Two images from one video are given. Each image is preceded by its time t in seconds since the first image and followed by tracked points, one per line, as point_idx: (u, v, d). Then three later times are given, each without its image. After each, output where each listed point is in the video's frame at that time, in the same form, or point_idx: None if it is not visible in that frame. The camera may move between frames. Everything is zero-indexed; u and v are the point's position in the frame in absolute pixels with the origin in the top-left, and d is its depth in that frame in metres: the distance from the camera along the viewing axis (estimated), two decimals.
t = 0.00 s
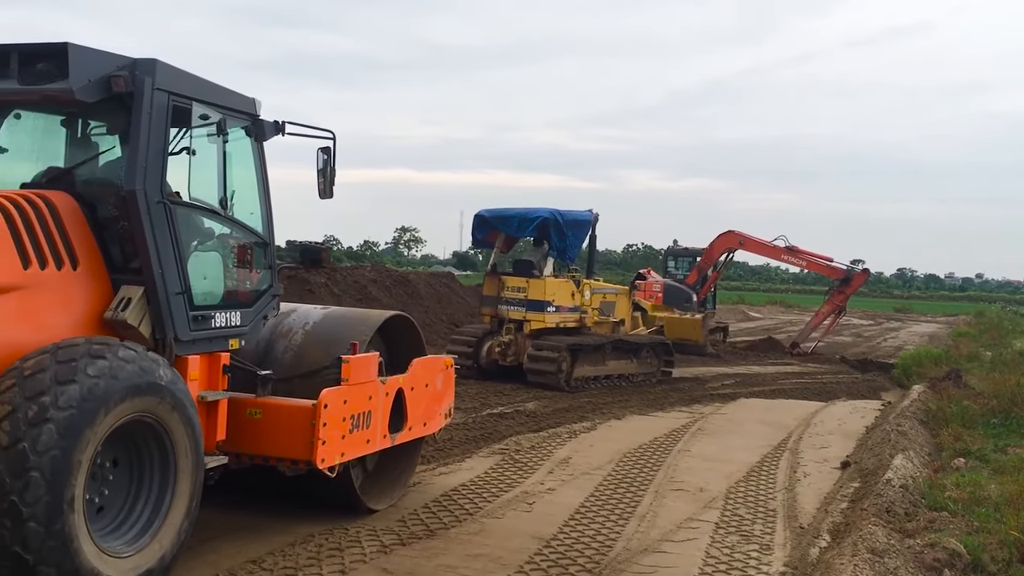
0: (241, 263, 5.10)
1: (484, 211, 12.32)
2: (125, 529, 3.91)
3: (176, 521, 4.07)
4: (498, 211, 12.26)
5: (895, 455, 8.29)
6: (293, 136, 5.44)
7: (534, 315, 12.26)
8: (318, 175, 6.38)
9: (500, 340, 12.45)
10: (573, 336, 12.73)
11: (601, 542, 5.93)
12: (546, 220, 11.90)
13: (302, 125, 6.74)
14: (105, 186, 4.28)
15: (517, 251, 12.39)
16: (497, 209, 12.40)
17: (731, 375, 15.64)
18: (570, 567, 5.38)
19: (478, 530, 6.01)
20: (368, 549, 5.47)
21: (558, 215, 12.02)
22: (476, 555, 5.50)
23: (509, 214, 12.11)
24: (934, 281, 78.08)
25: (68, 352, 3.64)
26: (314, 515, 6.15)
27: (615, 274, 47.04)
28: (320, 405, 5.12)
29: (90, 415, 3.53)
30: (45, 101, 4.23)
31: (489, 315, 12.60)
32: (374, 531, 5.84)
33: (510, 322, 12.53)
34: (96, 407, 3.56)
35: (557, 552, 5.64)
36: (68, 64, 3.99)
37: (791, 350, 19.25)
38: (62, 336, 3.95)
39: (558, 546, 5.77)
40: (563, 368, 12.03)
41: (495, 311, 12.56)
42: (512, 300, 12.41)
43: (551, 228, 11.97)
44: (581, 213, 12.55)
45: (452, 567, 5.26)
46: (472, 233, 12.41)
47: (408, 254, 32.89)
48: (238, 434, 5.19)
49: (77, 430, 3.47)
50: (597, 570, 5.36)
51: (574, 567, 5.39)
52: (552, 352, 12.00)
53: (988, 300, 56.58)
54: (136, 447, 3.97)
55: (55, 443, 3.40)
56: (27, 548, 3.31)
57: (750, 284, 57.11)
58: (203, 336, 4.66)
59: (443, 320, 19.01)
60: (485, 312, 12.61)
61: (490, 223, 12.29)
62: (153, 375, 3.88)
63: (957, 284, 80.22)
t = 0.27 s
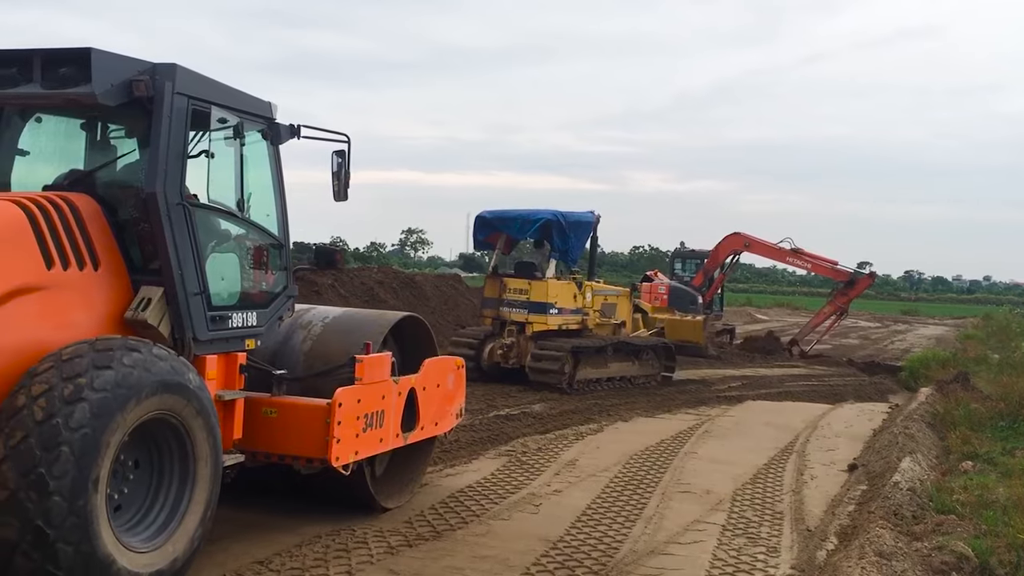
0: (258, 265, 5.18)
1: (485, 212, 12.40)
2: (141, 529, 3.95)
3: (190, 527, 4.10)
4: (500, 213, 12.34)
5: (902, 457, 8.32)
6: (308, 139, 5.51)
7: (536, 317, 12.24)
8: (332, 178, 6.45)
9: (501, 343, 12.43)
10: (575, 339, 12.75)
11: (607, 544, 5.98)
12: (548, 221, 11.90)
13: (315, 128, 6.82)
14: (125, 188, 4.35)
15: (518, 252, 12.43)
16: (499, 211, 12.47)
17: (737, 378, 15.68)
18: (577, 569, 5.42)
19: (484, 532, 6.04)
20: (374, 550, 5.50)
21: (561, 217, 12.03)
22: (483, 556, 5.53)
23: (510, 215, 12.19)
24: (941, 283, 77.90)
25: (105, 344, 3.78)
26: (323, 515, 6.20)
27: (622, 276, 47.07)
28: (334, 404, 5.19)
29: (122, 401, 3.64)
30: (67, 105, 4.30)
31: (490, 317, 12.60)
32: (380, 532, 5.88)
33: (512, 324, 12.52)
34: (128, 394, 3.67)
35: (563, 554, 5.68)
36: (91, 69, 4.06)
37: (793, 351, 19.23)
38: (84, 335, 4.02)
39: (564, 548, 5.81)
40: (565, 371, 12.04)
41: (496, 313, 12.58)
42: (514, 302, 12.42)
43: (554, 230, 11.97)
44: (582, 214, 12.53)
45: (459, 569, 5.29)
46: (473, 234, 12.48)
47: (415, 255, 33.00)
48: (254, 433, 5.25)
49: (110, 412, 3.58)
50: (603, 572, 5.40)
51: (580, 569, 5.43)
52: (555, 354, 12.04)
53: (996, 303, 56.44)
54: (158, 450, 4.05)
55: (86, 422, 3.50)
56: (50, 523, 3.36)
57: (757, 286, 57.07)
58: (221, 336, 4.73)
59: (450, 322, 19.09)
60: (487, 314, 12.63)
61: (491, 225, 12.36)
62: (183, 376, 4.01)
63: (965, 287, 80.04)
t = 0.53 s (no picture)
0: (275, 267, 5.25)
1: (489, 215, 12.46)
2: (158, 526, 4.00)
3: (204, 534, 4.14)
4: (503, 215, 12.38)
5: (911, 460, 8.35)
6: (324, 143, 5.59)
7: (540, 318, 12.24)
8: (348, 182, 6.52)
9: (504, 345, 12.40)
10: (579, 340, 12.77)
11: (615, 546, 6.01)
12: (553, 223, 11.93)
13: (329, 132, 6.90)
14: (146, 192, 4.42)
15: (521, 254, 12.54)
16: (502, 213, 12.52)
17: (745, 379, 15.70)
18: (584, 571, 5.45)
19: (492, 534, 6.06)
20: (382, 551, 5.52)
21: (565, 218, 12.06)
22: (490, 558, 5.55)
23: (514, 217, 12.24)
24: (951, 285, 77.67)
25: (143, 339, 3.92)
26: (332, 516, 6.24)
27: (629, 278, 47.10)
28: (350, 404, 5.26)
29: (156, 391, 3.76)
30: (90, 111, 4.37)
31: (494, 319, 12.59)
32: (388, 533, 5.89)
33: (515, 326, 12.53)
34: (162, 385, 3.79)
35: (571, 556, 5.71)
36: (114, 74, 4.13)
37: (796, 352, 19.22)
38: (107, 336, 4.08)
39: (571, 550, 5.84)
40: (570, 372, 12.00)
41: (500, 314, 12.58)
42: (518, 304, 12.42)
43: (559, 231, 11.98)
44: (585, 215, 12.57)
45: (466, 571, 5.31)
46: (477, 236, 12.53)
47: (423, 257, 33.11)
48: (272, 432, 5.34)
49: (144, 398, 3.69)
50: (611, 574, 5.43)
51: (588, 571, 5.46)
52: (560, 354, 12.01)
53: (1006, 305, 56.24)
54: (180, 455, 4.13)
55: (121, 405, 3.61)
56: (76, 499, 3.44)
57: (765, 288, 57.01)
58: (239, 337, 4.81)
59: (458, 323, 19.16)
60: (490, 316, 12.61)
61: (494, 227, 12.40)
62: (214, 383, 4.12)
63: (974, 289, 79.80)
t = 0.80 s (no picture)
0: (292, 268, 5.32)
1: (493, 216, 12.46)
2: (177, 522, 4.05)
3: (221, 537, 4.17)
4: (507, 215, 12.37)
5: (922, 461, 8.37)
6: (340, 146, 5.65)
7: (546, 320, 12.22)
8: (364, 184, 6.59)
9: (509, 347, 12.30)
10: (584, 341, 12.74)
11: (625, 547, 6.05)
12: (559, 223, 11.95)
13: (343, 134, 6.97)
14: (167, 194, 4.49)
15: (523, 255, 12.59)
16: (507, 214, 12.53)
17: (755, 380, 15.71)
18: (594, 572, 5.48)
19: (501, 534, 6.09)
20: (392, 552, 5.53)
21: (570, 219, 12.10)
22: (500, 559, 5.57)
23: (520, 218, 12.23)
24: (961, 286, 77.36)
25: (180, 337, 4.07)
26: (344, 515, 6.29)
27: (638, 279, 47.09)
28: (366, 402, 5.32)
29: (191, 381, 3.89)
30: (113, 114, 4.44)
31: (499, 320, 12.50)
32: (397, 534, 5.90)
33: (521, 328, 12.47)
34: (196, 377, 3.93)
35: (580, 557, 5.74)
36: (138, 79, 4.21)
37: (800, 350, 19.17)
38: (130, 335, 4.15)
39: (581, 551, 5.87)
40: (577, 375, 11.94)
41: (505, 316, 12.49)
42: (523, 305, 12.38)
43: (565, 232, 12.00)
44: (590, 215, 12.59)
45: (476, 571, 5.33)
46: (481, 237, 12.53)
47: (432, 258, 33.19)
48: (290, 430, 5.41)
49: (179, 385, 3.82)
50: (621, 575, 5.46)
51: (598, 572, 5.49)
52: (566, 359, 11.93)
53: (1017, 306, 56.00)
54: (203, 459, 4.22)
55: (156, 388, 3.73)
56: (105, 472, 3.53)
57: (775, 289, 56.90)
58: (258, 337, 4.88)
59: (467, 324, 19.22)
60: (495, 318, 12.52)
61: (498, 228, 12.40)
62: (243, 390, 4.25)
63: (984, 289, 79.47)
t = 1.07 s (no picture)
0: (309, 267, 5.40)
1: (497, 215, 12.48)
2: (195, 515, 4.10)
3: (236, 536, 4.21)
4: (511, 215, 12.41)
5: (932, 460, 8.41)
6: (356, 147, 5.73)
7: (552, 319, 12.19)
8: (378, 184, 6.67)
9: (514, 346, 12.18)
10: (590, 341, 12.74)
11: (634, 546, 6.10)
12: (565, 222, 12.00)
13: (356, 135, 7.04)
14: (188, 194, 4.57)
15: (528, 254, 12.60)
16: (511, 213, 12.55)
17: (764, 379, 15.74)
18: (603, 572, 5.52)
19: (510, 533, 6.13)
20: (401, 550, 5.57)
21: (577, 217, 12.13)
22: (508, 558, 5.62)
23: (525, 217, 12.25)
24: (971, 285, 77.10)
25: (215, 336, 4.22)
26: (354, 513, 6.34)
27: (646, 278, 47.07)
28: (381, 400, 5.39)
29: (223, 371, 4.02)
30: (135, 115, 4.52)
31: (504, 320, 12.45)
32: (406, 533, 5.93)
33: (526, 327, 12.39)
34: (229, 369, 4.06)
35: (589, 556, 5.78)
36: (160, 81, 4.29)
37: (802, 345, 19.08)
38: (152, 333, 4.23)
39: (589, 550, 5.92)
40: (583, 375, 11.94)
41: (509, 315, 12.46)
42: (529, 305, 12.34)
43: (571, 231, 12.05)
44: (593, 214, 12.64)
45: (485, 570, 5.37)
46: (484, 236, 12.54)
47: (440, 257, 33.27)
48: (307, 427, 5.49)
49: (212, 374, 3.95)
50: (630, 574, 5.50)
51: (606, 571, 5.53)
52: (573, 358, 11.92)
53: None
54: (224, 460, 4.31)
55: (191, 373, 3.86)
56: (136, 446, 3.62)
57: (784, 288, 56.84)
58: (276, 335, 4.96)
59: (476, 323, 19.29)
60: (500, 318, 12.50)
61: (502, 227, 12.42)
62: (269, 396, 4.38)
63: (995, 288, 79.15)
